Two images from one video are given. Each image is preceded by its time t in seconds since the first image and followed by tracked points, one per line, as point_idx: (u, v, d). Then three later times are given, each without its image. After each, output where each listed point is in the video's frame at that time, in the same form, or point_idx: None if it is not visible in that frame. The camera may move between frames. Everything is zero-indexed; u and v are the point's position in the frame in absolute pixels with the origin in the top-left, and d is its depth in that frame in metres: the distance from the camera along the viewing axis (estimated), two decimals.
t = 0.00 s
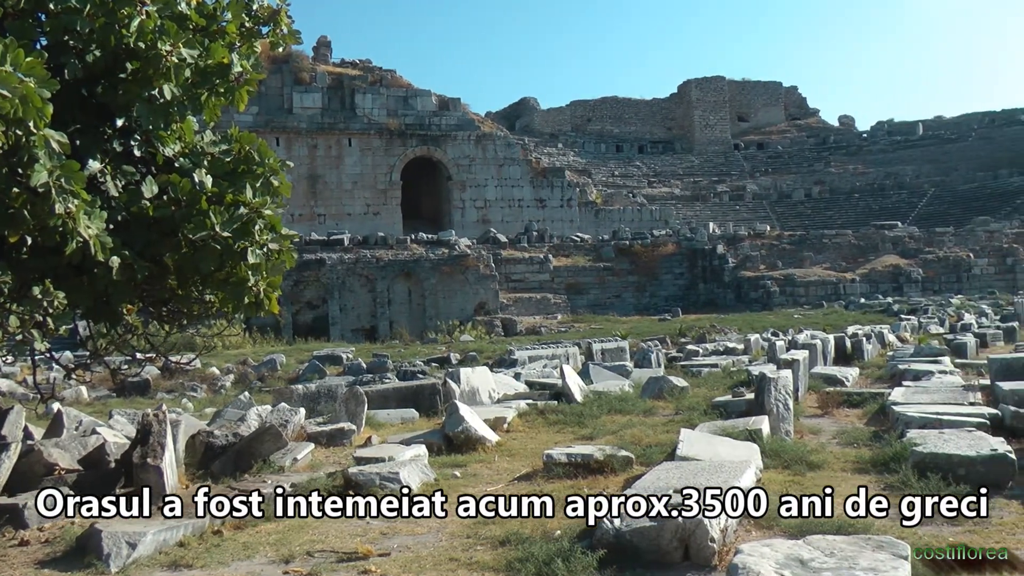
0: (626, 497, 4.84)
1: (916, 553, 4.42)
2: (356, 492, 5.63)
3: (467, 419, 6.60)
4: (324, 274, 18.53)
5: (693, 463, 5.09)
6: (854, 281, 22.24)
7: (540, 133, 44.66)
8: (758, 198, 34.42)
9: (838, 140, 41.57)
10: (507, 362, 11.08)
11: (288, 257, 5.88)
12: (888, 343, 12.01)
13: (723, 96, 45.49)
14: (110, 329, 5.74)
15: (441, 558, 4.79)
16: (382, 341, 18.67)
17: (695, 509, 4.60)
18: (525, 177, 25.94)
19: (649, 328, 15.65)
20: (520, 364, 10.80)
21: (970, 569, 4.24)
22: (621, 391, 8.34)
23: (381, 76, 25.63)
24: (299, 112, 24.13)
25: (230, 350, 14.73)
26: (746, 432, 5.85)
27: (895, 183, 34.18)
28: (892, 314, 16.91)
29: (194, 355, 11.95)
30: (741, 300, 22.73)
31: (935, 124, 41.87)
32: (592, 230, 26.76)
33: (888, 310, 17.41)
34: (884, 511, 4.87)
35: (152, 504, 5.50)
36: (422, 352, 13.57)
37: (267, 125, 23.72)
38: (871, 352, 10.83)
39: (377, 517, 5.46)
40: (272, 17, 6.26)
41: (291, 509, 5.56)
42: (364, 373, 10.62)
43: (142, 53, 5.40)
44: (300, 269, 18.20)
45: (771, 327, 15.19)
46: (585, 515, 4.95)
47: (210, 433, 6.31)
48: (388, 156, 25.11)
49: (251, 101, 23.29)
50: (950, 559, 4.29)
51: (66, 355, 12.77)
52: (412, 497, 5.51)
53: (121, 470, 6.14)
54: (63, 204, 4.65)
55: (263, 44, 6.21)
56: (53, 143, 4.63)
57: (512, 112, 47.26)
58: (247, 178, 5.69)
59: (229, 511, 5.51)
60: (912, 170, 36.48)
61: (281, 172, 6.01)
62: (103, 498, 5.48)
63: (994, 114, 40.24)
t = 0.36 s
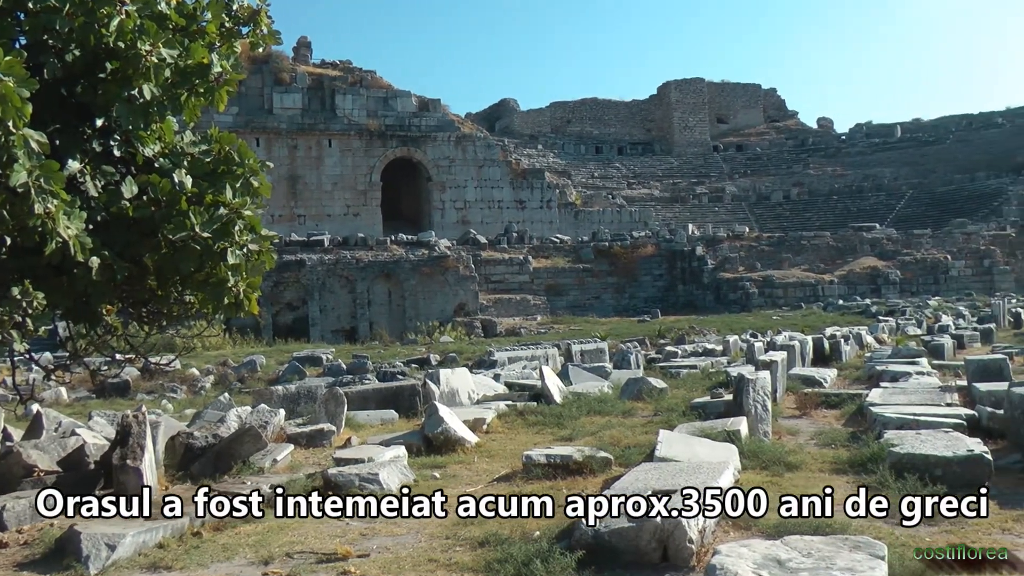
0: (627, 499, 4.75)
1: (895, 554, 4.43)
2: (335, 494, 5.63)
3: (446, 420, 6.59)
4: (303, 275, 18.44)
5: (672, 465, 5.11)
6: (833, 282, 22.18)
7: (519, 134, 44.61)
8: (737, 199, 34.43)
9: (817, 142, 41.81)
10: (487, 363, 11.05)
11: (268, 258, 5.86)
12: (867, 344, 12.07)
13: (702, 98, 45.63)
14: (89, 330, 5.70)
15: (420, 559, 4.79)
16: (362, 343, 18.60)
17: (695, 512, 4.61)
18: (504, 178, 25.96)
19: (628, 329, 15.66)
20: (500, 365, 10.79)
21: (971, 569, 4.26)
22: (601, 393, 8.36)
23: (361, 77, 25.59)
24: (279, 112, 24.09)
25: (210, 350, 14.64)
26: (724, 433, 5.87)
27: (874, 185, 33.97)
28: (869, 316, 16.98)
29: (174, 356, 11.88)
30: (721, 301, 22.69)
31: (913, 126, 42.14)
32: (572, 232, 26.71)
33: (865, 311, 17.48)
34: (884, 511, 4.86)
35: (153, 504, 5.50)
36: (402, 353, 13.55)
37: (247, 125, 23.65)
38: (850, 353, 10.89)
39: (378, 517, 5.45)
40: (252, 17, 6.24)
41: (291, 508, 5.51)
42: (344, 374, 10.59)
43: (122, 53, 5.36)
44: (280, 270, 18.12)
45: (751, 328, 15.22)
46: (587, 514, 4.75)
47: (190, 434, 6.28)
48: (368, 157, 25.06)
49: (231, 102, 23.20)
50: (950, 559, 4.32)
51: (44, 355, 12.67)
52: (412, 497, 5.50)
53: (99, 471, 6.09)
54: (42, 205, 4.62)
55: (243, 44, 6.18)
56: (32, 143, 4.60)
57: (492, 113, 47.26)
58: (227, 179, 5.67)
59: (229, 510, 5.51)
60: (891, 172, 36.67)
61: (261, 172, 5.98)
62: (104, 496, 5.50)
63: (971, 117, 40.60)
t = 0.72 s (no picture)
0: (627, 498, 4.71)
1: (872, 554, 4.43)
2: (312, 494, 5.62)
3: (425, 421, 6.58)
4: (283, 276, 18.35)
5: (649, 466, 5.11)
6: (811, 284, 22.19)
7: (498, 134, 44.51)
8: (715, 200, 34.46)
9: (796, 144, 42.01)
10: (466, 363, 11.02)
11: (247, 259, 5.83)
12: (845, 346, 12.11)
13: (681, 100, 45.70)
14: (69, 331, 5.65)
15: (399, 560, 4.78)
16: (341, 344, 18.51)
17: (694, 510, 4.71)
18: (483, 179, 25.96)
19: (607, 331, 15.66)
20: (478, 366, 10.78)
21: (972, 569, 4.28)
22: (579, 394, 8.36)
23: (340, 78, 25.55)
24: (259, 113, 24.02)
25: (189, 350, 14.57)
26: (702, 433, 5.88)
27: (852, 187, 34.43)
28: (848, 317, 17.05)
29: (153, 357, 11.81)
30: (699, 302, 22.57)
31: (892, 129, 42.39)
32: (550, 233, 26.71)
33: (844, 313, 17.53)
34: (883, 511, 4.85)
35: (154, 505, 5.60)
36: (382, 353, 13.54)
37: (227, 125, 23.56)
38: (827, 355, 10.94)
39: (377, 517, 5.43)
40: (231, 17, 6.22)
41: (290, 508, 5.47)
42: (323, 375, 10.56)
43: (101, 52, 5.32)
44: (259, 271, 18.04)
45: (730, 330, 15.21)
46: (586, 516, 4.67)
47: (169, 435, 6.24)
48: (348, 158, 25.02)
49: (211, 101, 23.11)
50: (950, 559, 4.35)
51: (22, 356, 12.57)
52: (412, 497, 5.48)
53: (79, 472, 6.03)
54: (21, 204, 4.58)
55: (222, 43, 6.15)
56: (10, 142, 4.56)
57: (472, 114, 47.19)
58: (206, 179, 5.63)
59: (229, 510, 5.53)
60: (871, 174, 36.83)
61: (240, 172, 5.94)
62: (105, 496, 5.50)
63: (948, 120, 40.93)
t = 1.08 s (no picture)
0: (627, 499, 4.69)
1: (848, 555, 4.43)
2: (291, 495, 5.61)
3: (404, 422, 6.58)
4: (263, 276, 18.27)
5: (627, 467, 5.11)
6: (788, 286, 22.26)
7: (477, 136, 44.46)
8: (693, 202, 34.57)
9: (774, 146, 42.24)
10: (445, 364, 11.01)
11: (226, 260, 5.81)
12: (822, 347, 12.16)
13: (660, 101, 45.85)
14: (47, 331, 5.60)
15: (378, 561, 4.77)
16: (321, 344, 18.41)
17: (694, 510, 4.96)
18: (463, 180, 25.96)
19: (585, 332, 15.68)
20: (458, 367, 10.76)
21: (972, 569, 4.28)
22: (558, 395, 8.37)
23: (320, 78, 25.46)
24: (238, 113, 23.91)
25: (168, 351, 14.49)
26: (679, 435, 5.90)
27: (829, 190, 34.71)
28: (825, 319, 17.14)
29: (131, 358, 11.73)
30: (677, 304, 22.63)
31: (869, 132, 42.74)
32: (529, 233, 26.85)
33: (821, 315, 17.64)
34: (884, 512, 4.84)
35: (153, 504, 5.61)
36: (361, 354, 13.52)
37: (206, 125, 23.45)
38: (805, 357, 10.99)
39: (378, 517, 5.43)
40: (210, 16, 6.20)
41: (290, 508, 5.45)
42: (303, 376, 10.53)
43: (80, 51, 5.24)
44: (238, 271, 17.94)
45: (708, 331, 15.23)
46: (586, 517, 4.59)
47: (148, 436, 6.22)
48: (327, 159, 24.98)
49: (190, 101, 23.01)
50: (950, 559, 4.35)
51: None
52: (412, 497, 5.45)
53: (57, 473, 5.98)
54: None
55: (202, 43, 6.13)
56: None
57: (452, 115, 47.15)
58: (185, 179, 5.60)
59: (229, 510, 5.52)
60: (850, 177, 37.02)
61: (219, 173, 5.91)
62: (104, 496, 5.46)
63: (925, 123, 41.27)
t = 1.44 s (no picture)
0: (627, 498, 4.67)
1: (825, 555, 4.42)
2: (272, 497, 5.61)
3: (384, 422, 6.58)
4: (243, 276, 18.16)
5: (606, 467, 5.11)
6: (767, 287, 22.34)
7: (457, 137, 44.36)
8: (673, 203, 34.66)
9: (752, 149, 42.43)
10: (425, 365, 11.00)
11: (206, 260, 5.77)
12: (800, 349, 12.21)
13: (639, 102, 45.98)
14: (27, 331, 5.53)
15: (357, 562, 4.74)
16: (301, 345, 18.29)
17: (695, 510, 4.97)
18: (443, 181, 25.98)
19: (564, 333, 15.71)
20: (437, 368, 10.73)
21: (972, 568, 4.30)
22: (537, 395, 8.39)
23: (300, 78, 25.39)
24: (219, 112, 23.80)
25: (148, 351, 14.40)
26: (658, 436, 5.91)
27: (808, 192, 34.98)
28: (803, 320, 17.26)
29: (111, 358, 11.65)
30: (656, 305, 22.68)
31: (848, 134, 43.09)
32: (509, 234, 26.97)
33: (799, 316, 17.75)
34: (884, 511, 4.87)
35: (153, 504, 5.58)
36: (341, 355, 13.50)
37: (187, 124, 23.31)
38: (783, 358, 11.02)
39: (377, 517, 5.41)
40: (190, 16, 6.15)
41: (290, 508, 5.44)
42: (283, 376, 10.49)
43: (59, 50, 5.18)
44: (218, 271, 17.84)
45: (687, 333, 15.24)
46: (586, 515, 4.51)
47: (128, 437, 6.19)
48: (308, 159, 24.93)
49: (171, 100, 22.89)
50: (949, 559, 4.37)
51: None
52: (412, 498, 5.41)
53: (37, 475, 5.94)
54: None
55: (182, 43, 6.07)
56: None
57: (432, 115, 47.04)
58: (164, 178, 5.52)
59: (229, 510, 5.49)
60: (831, 179, 37.19)
61: (200, 172, 5.87)
62: (103, 497, 5.48)
63: (903, 126, 41.57)
